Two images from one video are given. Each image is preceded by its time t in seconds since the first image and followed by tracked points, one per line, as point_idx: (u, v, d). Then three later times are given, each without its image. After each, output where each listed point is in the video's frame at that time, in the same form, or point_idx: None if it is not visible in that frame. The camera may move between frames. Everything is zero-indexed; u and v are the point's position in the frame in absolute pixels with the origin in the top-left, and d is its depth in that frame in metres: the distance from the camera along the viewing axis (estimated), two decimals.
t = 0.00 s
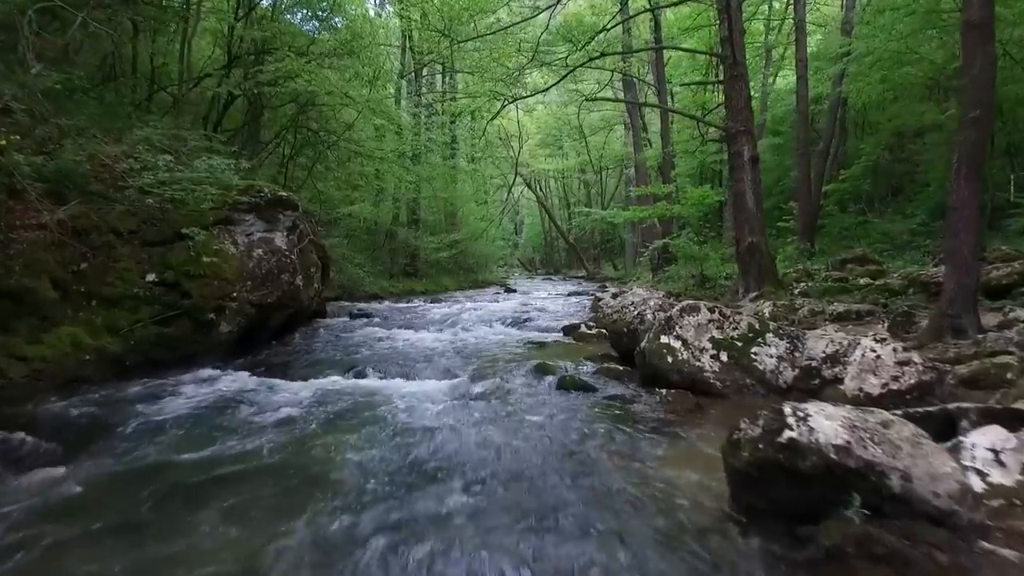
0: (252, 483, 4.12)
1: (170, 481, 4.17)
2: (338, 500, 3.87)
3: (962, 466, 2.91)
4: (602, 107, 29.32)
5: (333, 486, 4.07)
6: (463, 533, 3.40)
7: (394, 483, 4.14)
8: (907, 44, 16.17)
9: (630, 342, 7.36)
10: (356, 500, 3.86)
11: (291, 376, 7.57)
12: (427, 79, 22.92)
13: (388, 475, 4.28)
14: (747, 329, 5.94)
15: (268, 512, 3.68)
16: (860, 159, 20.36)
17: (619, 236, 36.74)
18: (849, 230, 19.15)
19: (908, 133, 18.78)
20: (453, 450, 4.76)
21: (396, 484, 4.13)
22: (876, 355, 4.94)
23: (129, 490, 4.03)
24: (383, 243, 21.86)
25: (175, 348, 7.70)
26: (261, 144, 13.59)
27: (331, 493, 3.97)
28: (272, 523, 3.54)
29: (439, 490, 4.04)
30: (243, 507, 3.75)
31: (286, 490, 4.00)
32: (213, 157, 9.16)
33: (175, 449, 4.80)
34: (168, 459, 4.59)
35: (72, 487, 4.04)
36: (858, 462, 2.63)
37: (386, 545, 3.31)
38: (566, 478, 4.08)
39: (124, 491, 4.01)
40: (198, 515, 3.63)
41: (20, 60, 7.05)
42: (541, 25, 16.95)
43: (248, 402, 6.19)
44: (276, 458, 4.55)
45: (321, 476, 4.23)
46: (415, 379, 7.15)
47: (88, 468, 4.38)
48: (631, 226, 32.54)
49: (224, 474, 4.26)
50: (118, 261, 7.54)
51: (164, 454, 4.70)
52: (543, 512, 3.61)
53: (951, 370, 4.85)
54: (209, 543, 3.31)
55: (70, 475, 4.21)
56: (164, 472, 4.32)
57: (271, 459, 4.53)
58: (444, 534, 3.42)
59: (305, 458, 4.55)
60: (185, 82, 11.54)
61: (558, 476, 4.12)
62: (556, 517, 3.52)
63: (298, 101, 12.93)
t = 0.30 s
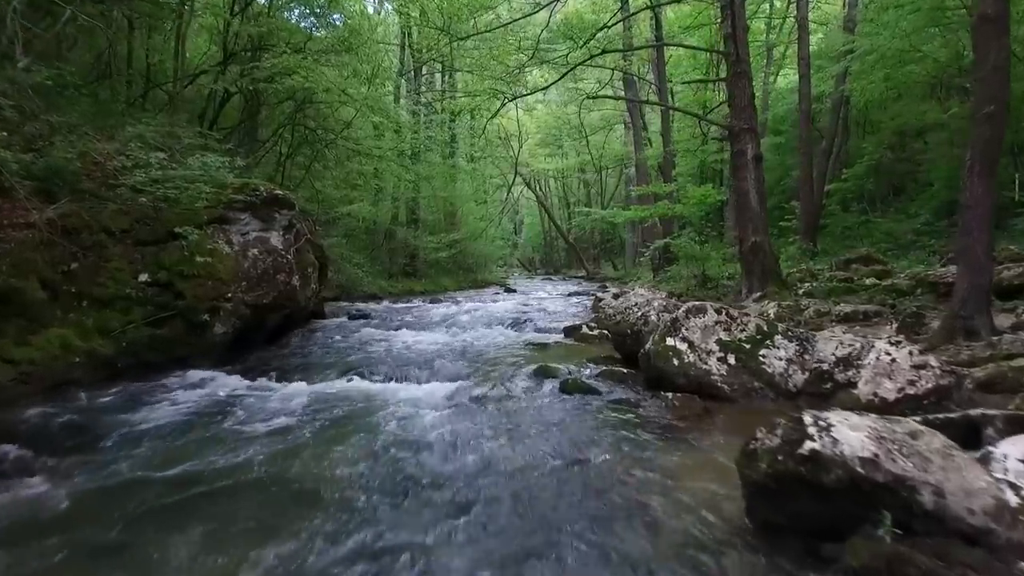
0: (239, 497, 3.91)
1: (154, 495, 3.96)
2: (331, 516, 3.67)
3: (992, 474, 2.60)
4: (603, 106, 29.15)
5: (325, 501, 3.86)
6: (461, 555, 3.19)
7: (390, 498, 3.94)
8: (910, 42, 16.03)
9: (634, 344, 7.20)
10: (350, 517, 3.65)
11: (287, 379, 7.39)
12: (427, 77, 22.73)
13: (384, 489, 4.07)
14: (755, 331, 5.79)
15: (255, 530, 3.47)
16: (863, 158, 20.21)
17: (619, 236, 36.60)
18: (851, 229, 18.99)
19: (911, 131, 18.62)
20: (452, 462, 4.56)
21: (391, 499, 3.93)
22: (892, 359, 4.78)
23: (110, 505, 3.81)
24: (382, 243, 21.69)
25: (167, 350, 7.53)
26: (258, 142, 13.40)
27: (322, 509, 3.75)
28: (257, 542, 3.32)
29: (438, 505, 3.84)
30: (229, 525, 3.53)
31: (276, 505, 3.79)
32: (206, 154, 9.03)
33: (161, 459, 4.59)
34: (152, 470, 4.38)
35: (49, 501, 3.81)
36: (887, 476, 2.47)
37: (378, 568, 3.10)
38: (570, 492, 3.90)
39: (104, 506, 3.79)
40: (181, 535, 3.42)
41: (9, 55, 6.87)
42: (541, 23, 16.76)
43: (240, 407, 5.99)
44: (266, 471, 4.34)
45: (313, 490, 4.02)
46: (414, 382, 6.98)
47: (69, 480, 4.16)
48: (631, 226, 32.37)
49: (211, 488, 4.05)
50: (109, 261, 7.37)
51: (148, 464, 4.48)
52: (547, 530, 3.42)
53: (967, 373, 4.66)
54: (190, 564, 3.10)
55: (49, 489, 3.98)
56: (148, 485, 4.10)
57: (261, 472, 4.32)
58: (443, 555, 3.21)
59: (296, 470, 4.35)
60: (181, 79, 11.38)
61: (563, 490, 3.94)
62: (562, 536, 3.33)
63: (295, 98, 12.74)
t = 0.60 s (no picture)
0: (226, 512, 3.69)
1: (135, 509, 3.72)
2: (323, 531, 3.46)
3: None
4: (603, 106, 29.00)
5: (318, 517, 3.63)
6: None
7: (385, 511, 3.73)
8: (914, 40, 15.89)
9: (637, 346, 7.04)
10: (345, 534, 3.43)
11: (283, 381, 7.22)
12: (426, 77, 22.57)
13: (379, 501, 3.87)
14: (763, 333, 5.65)
15: (241, 550, 3.24)
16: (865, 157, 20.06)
17: (619, 236, 36.45)
18: (853, 229, 18.85)
19: (913, 130, 18.48)
20: (453, 473, 4.35)
21: (386, 513, 3.71)
22: (906, 362, 4.62)
23: (89, 520, 3.59)
24: (381, 242, 21.50)
25: (160, 351, 7.34)
26: (255, 141, 13.22)
27: (314, 526, 3.52)
28: (243, 563, 3.10)
29: (435, 519, 3.62)
30: (212, 543, 3.31)
31: (263, 522, 3.57)
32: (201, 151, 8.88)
33: (145, 470, 4.36)
34: (135, 482, 4.15)
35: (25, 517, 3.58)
36: (918, 492, 2.35)
37: None
38: (576, 504, 3.71)
39: (82, 521, 3.57)
40: (163, 557, 3.18)
41: None
42: (540, 22, 16.61)
43: (231, 413, 5.79)
44: (254, 483, 4.12)
45: (304, 504, 3.80)
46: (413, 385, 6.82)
47: (46, 494, 3.92)
48: (631, 226, 32.21)
49: (196, 501, 3.83)
50: (100, 261, 7.19)
51: (131, 476, 4.26)
52: (552, 547, 3.21)
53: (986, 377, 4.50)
54: None
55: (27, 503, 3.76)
56: (128, 499, 3.87)
57: (249, 484, 4.10)
58: None
59: (286, 483, 4.13)
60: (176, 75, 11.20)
61: (569, 501, 3.76)
62: (569, 553, 3.14)
63: (293, 96, 12.59)
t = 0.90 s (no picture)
0: (210, 532, 3.47)
1: (112, 530, 3.48)
2: (313, 552, 3.26)
3: None
4: (602, 105, 28.83)
5: (308, 539, 3.39)
6: None
7: (380, 530, 3.51)
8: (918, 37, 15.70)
9: (641, 347, 6.87)
10: (337, 558, 3.21)
11: (278, 385, 7.04)
12: (424, 75, 22.38)
13: (374, 518, 3.66)
14: (772, 335, 5.50)
15: None
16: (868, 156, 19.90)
17: (619, 236, 36.31)
18: (856, 228, 18.69)
19: (916, 129, 18.33)
20: (452, 488, 4.12)
21: (382, 531, 3.51)
22: (924, 366, 4.44)
23: (65, 540, 3.37)
24: (379, 242, 21.32)
25: (152, 353, 7.14)
26: (251, 139, 13.02)
27: (303, 549, 3.28)
28: None
29: (433, 538, 3.42)
30: (194, 569, 3.08)
31: (248, 544, 3.34)
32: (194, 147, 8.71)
33: (127, 484, 4.15)
34: (116, 497, 3.94)
35: None
36: (957, 512, 2.19)
37: None
38: (584, 519, 3.53)
39: (58, 542, 3.36)
40: None
41: None
42: (540, 19, 16.44)
43: (222, 421, 5.58)
44: (242, 499, 3.91)
45: (293, 524, 3.56)
46: (410, 389, 6.64)
47: (19, 511, 3.69)
48: (631, 226, 32.06)
49: (180, 519, 3.61)
50: (91, 261, 6.99)
51: (112, 490, 4.04)
52: (558, 570, 3.02)
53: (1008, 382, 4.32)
54: None
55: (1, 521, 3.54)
56: (108, 517, 3.66)
57: (237, 500, 3.89)
58: None
59: (276, 499, 3.92)
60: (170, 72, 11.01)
61: (577, 516, 3.59)
62: None
63: (289, 93, 12.41)
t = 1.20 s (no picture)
0: (194, 551, 3.28)
1: (86, 554, 3.24)
2: None
3: None
4: (602, 104, 28.67)
5: (296, 565, 3.15)
6: None
7: (375, 553, 3.28)
8: (922, 35, 15.53)
9: (645, 350, 6.70)
10: None
11: (273, 388, 6.88)
12: (424, 74, 22.21)
13: (367, 535, 3.48)
14: (781, 337, 5.35)
15: None
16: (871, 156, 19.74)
17: (619, 235, 36.19)
18: (859, 228, 18.55)
19: (920, 129, 18.19)
20: (451, 503, 3.90)
21: (376, 550, 3.32)
22: (942, 370, 4.26)
23: (36, 561, 3.16)
24: (378, 242, 21.15)
25: (144, 355, 6.97)
26: (247, 137, 12.84)
27: None
28: None
29: (431, 560, 3.21)
30: None
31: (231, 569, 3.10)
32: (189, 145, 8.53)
33: (110, 496, 3.96)
34: (97, 511, 3.74)
35: None
36: (1000, 535, 2.10)
37: None
38: (591, 536, 3.36)
39: (29, 563, 3.14)
40: None
41: None
42: (540, 17, 16.27)
43: (211, 430, 5.39)
44: (229, 515, 3.71)
45: (281, 546, 3.34)
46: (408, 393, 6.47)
47: None
48: (632, 225, 31.91)
49: (162, 535, 3.42)
50: (81, 261, 6.80)
51: (93, 503, 3.85)
52: None
53: None
54: None
55: None
56: (84, 537, 3.43)
57: (224, 516, 3.69)
58: None
59: (265, 514, 3.72)
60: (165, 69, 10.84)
61: (586, 531, 3.44)
62: None
63: (286, 91, 12.22)
